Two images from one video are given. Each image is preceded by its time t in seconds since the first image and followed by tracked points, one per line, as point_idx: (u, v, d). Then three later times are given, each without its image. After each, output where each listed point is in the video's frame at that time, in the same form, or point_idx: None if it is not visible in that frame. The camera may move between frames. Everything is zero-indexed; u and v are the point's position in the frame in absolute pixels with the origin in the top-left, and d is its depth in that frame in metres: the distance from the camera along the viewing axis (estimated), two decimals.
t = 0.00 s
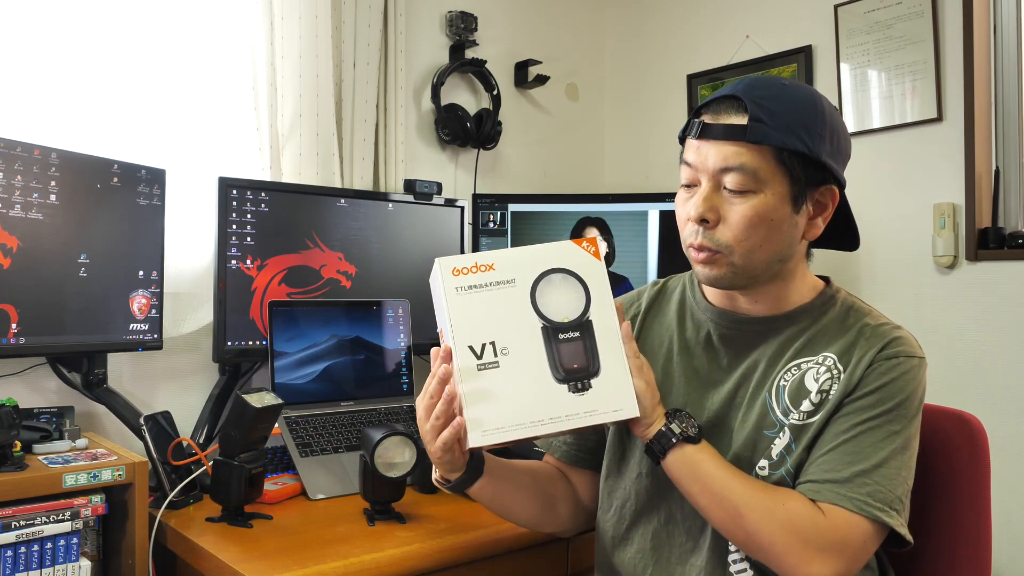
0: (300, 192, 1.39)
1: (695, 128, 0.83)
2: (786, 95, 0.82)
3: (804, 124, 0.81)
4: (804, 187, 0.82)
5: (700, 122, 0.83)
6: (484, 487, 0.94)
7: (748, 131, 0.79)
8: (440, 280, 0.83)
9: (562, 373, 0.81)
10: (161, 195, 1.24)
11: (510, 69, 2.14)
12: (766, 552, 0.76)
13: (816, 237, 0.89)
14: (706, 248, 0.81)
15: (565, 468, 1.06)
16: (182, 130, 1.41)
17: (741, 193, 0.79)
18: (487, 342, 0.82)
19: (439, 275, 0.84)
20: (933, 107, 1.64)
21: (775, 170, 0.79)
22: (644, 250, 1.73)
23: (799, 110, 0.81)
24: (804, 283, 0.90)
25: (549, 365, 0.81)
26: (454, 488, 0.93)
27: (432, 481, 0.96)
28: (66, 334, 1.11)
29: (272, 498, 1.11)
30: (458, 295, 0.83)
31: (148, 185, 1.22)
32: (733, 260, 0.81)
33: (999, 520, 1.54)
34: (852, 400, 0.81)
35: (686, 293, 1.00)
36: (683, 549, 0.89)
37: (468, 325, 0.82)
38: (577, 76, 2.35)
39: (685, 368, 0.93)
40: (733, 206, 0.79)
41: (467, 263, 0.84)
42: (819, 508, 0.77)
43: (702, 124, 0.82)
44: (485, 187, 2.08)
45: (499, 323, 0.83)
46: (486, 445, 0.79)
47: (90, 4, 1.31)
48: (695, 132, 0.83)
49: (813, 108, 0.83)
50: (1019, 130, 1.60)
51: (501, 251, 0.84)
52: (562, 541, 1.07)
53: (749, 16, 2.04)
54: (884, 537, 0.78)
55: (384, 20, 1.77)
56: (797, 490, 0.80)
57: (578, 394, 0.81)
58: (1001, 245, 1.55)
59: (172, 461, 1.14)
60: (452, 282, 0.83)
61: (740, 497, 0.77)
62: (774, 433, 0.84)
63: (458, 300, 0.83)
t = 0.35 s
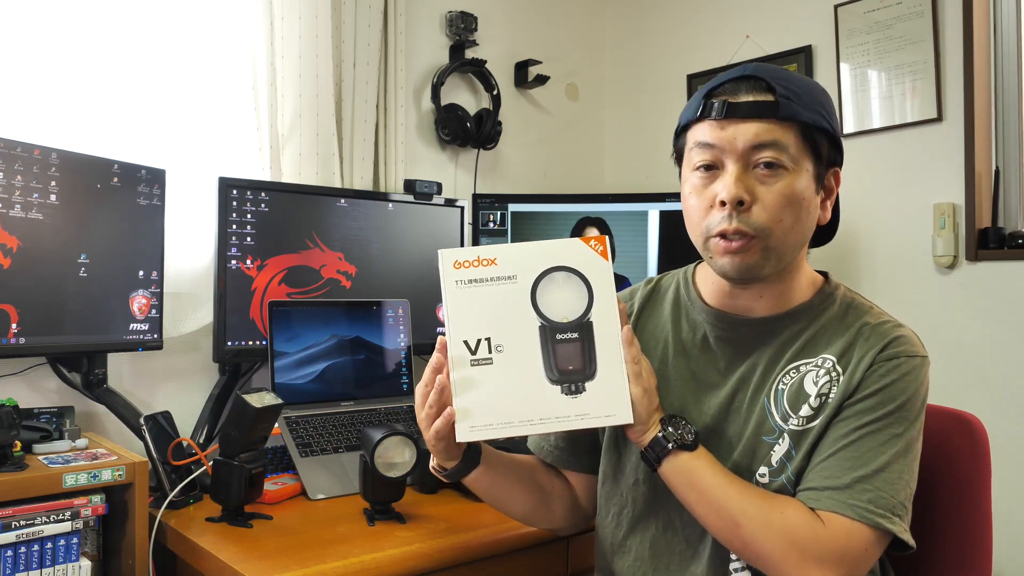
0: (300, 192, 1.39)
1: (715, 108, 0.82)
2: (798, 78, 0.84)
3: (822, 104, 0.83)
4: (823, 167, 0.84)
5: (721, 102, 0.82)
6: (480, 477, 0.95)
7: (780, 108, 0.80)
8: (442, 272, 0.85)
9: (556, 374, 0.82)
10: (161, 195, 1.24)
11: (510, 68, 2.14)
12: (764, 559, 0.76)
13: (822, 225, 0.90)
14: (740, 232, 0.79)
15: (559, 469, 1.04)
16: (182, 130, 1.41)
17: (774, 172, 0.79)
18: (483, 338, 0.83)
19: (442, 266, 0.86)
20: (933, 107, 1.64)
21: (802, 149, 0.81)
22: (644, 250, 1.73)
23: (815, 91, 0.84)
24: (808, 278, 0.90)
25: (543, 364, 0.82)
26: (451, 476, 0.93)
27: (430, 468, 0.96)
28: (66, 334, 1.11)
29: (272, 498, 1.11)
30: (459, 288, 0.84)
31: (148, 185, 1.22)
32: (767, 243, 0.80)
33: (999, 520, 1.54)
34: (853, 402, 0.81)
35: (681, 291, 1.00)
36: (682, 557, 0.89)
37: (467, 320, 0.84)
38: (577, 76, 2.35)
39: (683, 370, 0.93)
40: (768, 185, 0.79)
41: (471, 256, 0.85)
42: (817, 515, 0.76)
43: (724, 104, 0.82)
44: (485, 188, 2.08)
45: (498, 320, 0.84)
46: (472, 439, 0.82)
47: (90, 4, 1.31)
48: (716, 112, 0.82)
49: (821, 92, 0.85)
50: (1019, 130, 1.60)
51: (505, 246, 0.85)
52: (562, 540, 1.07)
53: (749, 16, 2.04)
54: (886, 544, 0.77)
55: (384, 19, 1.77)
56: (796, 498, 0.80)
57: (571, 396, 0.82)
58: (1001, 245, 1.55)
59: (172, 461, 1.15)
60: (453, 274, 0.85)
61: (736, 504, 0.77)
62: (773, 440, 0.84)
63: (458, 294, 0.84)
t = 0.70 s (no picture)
0: (300, 192, 1.39)
1: (692, 124, 0.81)
2: (782, 81, 0.82)
3: (807, 108, 0.81)
4: (811, 174, 0.82)
5: (698, 117, 0.81)
6: (475, 475, 0.96)
7: (756, 122, 0.78)
8: (438, 275, 0.84)
9: (549, 381, 0.83)
10: (161, 195, 1.24)
11: (510, 69, 2.14)
12: (755, 568, 0.77)
13: (819, 226, 0.89)
14: (722, 251, 0.80)
15: (559, 468, 1.03)
16: (182, 131, 1.41)
17: (754, 189, 0.79)
18: (477, 343, 0.83)
19: (437, 268, 0.85)
20: (933, 107, 1.64)
21: (785, 160, 0.79)
22: (644, 250, 1.73)
23: (798, 94, 0.81)
24: (806, 281, 0.90)
25: (538, 371, 0.83)
26: (448, 474, 0.93)
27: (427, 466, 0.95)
28: (65, 334, 1.11)
29: (272, 498, 1.11)
30: (454, 292, 0.84)
31: (148, 185, 1.22)
32: (751, 260, 0.80)
33: (999, 520, 1.54)
34: (849, 410, 0.80)
35: (679, 291, 1.00)
36: (677, 563, 0.89)
37: (463, 325, 0.83)
38: (577, 76, 2.35)
39: (681, 373, 0.93)
40: (748, 204, 0.79)
41: (467, 259, 0.84)
42: (809, 526, 0.76)
43: (702, 119, 0.81)
44: (485, 188, 2.08)
45: (494, 325, 0.84)
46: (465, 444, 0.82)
47: (90, 4, 1.31)
48: (693, 128, 0.81)
49: (808, 91, 0.83)
50: (1019, 130, 1.60)
51: (502, 250, 0.84)
52: (563, 538, 1.07)
53: (749, 16, 2.04)
54: (882, 555, 0.77)
55: (384, 20, 1.77)
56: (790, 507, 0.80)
57: (564, 404, 0.82)
58: (1001, 245, 1.55)
59: (172, 461, 1.15)
60: (448, 278, 0.84)
61: (726, 514, 0.78)
62: (769, 448, 0.85)
63: (453, 298, 0.84)
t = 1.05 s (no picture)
0: (300, 192, 1.39)
1: (693, 121, 0.81)
2: (783, 79, 0.82)
3: (809, 106, 0.81)
4: (813, 172, 0.82)
5: (699, 113, 0.81)
6: (474, 480, 0.95)
7: (758, 118, 0.78)
8: (433, 280, 0.84)
9: (548, 386, 0.82)
10: (161, 195, 1.24)
11: (510, 68, 2.14)
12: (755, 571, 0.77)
13: (820, 226, 0.89)
14: (722, 249, 0.80)
15: (559, 471, 1.03)
16: (182, 131, 1.41)
17: (756, 186, 0.78)
18: (474, 348, 0.83)
19: (433, 273, 0.85)
20: (933, 107, 1.64)
21: (786, 158, 0.79)
22: (644, 250, 1.73)
23: (800, 92, 0.81)
24: (805, 281, 0.90)
25: (536, 375, 0.83)
26: (446, 479, 0.92)
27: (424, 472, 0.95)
28: (65, 334, 1.11)
29: (272, 498, 1.11)
30: (450, 297, 0.84)
31: (148, 185, 1.22)
32: (752, 259, 0.80)
33: (999, 520, 1.54)
34: (850, 413, 0.81)
35: (677, 292, 1.00)
36: (678, 566, 0.89)
37: (461, 328, 0.83)
38: (577, 76, 2.35)
39: (680, 374, 0.94)
40: (749, 201, 0.79)
41: (463, 263, 0.84)
42: (810, 528, 0.77)
43: (703, 116, 0.81)
44: (485, 188, 2.08)
45: (492, 328, 0.84)
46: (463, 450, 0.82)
47: (90, 4, 1.31)
48: (694, 124, 0.81)
49: (810, 89, 0.83)
50: (1019, 130, 1.60)
51: (497, 253, 0.84)
52: (562, 539, 1.07)
53: (749, 16, 2.04)
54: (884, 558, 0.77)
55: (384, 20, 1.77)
56: (791, 511, 0.80)
57: (563, 408, 0.82)
58: (1001, 245, 1.55)
59: (172, 461, 1.15)
60: (445, 283, 0.84)
61: (727, 517, 0.78)
62: (769, 451, 0.85)
63: (450, 303, 0.84)
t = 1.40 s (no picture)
0: (300, 192, 1.39)
1: (674, 131, 0.79)
2: (770, 88, 0.78)
3: (794, 119, 0.77)
4: (797, 185, 0.78)
5: (679, 123, 0.79)
6: (473, 484, 0.94)
7: (733, 132, 0.75)
8: (431, 283, 0.84)
9: (546, 390, 0.83)
10: (161, 195, 1.24)
11: (510, 68, 2.14)
12: None
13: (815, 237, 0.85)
14: (697, 261, 0.78)
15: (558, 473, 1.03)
16: (182, 130, 1.41)
17: (729, 199, 0.76)
18: (472, 351, 0.83)
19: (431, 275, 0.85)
20: (933, 107, 1.64)
21: (764, 171, 0.76)
22: (644, 250, 1.73)
23: (785, 103, 0.78)
24: (806, 286, 0.89)
25: (534, 379, 0.83)
26: (445, 483, 0.92)
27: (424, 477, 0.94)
28: (65, 334, 1.11)
29: (272, 498, 1.11)
30: (448, 300, 0.84)
31: (148, 185, 1.22)
32: (726, 271, 0.78)
33: (999, 521, 1.54)
34: (850, 420, 0.80)
35: (678, 293, 1.00)
36: (677, 569, 0.89)
37: (460, 329, 0.83)
38: (577, 76, 2.35)
39: (681, 378, 0.94)
40: (722, 214, 0.76)
41: (461, 266, 0.84)
42: (807, 537, 0.77)
43: (681, 126, 0.78)
44: (485, 188, 2.08)
45: (491, 329, 0.84)
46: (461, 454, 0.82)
47: (89, 4, 1.31)
48: (674, 134, 0.79)
49: (799, 99, 0.79)
50: (1019, 130, 1.61)
51: (495, 256, 0.84)
52: (562, 540, 1.07)
53: (749, 16, 2.04)
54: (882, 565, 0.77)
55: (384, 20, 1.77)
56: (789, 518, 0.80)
57: (562, 411, 0.83)
58: (1001, 245, 1.55)
59: (172, 461, 1.15)
60: (442, 286, 0.84)
61: (725, 525, 0.78)
62: (768, 457, 0.85)
63: (448, 306, 0.84)
